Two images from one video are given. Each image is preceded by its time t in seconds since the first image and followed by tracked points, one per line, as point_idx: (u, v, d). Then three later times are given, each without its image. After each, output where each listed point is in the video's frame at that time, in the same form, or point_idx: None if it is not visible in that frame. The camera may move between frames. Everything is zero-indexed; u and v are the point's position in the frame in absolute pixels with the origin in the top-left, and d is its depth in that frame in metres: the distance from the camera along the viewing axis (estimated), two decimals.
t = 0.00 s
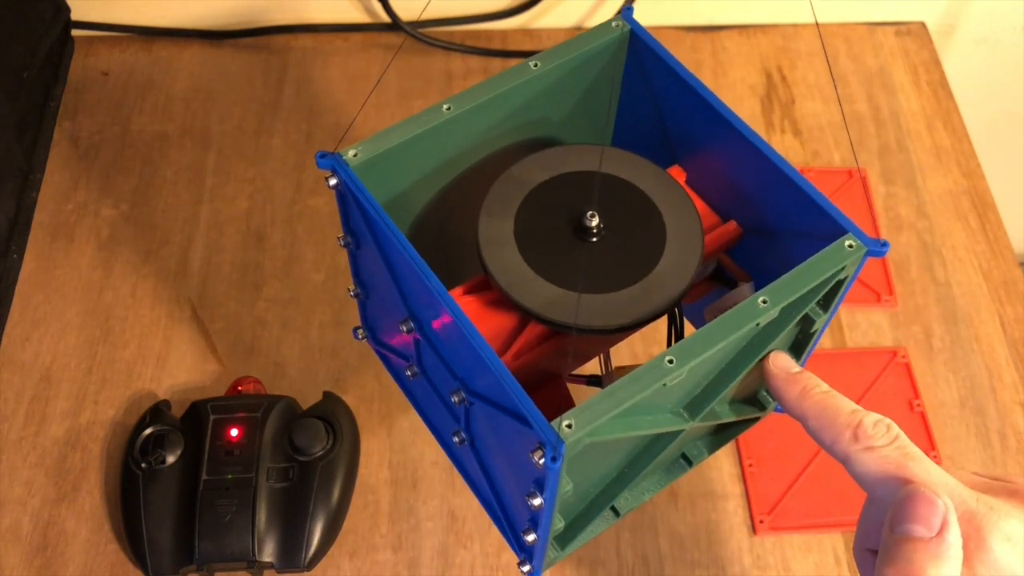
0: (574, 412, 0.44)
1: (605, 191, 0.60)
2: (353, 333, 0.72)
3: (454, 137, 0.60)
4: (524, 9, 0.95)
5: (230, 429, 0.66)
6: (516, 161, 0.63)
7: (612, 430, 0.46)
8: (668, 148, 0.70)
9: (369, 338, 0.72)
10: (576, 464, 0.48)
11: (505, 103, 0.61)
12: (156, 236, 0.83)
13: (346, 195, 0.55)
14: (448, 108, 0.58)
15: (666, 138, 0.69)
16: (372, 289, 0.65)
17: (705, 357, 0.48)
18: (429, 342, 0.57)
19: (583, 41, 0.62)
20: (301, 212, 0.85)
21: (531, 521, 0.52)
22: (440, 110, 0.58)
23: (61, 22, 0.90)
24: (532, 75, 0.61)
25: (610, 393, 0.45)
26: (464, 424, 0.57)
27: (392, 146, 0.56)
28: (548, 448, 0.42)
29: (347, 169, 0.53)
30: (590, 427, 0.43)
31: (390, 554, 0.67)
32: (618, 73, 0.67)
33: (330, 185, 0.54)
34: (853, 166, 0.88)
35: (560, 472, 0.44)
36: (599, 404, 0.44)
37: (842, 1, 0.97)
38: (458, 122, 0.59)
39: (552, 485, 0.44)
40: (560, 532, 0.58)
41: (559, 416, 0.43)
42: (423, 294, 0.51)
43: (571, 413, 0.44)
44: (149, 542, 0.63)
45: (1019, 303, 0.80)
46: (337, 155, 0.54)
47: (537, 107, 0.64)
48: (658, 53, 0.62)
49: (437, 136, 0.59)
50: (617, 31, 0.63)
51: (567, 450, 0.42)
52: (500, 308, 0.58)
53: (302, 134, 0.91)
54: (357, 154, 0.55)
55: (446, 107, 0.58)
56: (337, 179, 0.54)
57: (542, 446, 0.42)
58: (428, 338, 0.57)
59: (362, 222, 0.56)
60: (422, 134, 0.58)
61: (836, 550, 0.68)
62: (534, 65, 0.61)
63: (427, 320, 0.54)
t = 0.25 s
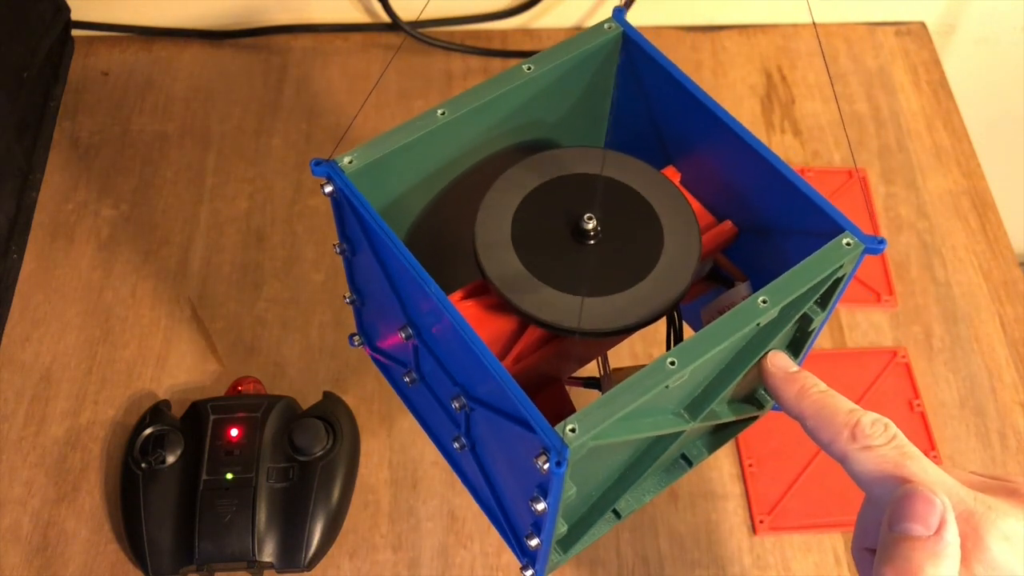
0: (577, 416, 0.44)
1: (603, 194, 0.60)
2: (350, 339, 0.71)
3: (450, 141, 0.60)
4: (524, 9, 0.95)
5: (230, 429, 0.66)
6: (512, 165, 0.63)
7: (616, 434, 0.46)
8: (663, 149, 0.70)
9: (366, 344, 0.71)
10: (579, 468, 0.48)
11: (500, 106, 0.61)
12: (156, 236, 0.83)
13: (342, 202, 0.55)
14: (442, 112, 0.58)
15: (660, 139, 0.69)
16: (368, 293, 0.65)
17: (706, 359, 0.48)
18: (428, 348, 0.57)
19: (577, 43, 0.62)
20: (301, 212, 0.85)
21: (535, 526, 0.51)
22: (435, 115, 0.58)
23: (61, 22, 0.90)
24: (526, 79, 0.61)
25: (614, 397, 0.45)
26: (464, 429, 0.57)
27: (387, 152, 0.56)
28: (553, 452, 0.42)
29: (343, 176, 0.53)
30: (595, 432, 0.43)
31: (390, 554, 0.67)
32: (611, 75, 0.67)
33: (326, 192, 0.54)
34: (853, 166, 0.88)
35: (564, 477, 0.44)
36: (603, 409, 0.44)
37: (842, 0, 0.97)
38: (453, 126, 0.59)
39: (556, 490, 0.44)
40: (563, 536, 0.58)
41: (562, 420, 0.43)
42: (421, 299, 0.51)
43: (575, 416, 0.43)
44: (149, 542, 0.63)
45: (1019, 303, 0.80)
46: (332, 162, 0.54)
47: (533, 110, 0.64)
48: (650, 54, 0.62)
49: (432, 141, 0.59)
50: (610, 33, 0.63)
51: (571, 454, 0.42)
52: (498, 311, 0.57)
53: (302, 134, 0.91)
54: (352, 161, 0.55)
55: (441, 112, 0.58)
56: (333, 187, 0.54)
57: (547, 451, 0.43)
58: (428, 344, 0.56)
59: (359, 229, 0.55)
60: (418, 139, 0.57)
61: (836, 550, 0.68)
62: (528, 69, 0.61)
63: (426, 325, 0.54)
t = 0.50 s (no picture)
0: (579, 419, 0.44)
1: (600, 196, 0.60)
2: (344, 346, 0.71)
3: (445, 144, 0.60)
4: (524, 9, 0.95)
5: (230, 429, 0.66)
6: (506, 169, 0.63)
7: (617, 436, 0.46)
8: (658, 150, 0.70)
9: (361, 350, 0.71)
10: (581, 471, 0.48)
11: (495, 108, 0.61)
12: (156, 236, 0.83)
13: (336, 208, 0.55)
14: (436, 116, 0.58)
15: (656, 141, 0.69)
16: (363, 297, 0.65)
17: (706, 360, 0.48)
18: (426, 353, 0.57)
19: (569, 44, 0.62)
20: (301, 212, 0.85)
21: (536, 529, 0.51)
22: (430, 119, 0.58)
23: (61, 22, 0.90)
24: (519, 81, 0.60)
25: (615, 399, 0.45)
26: (462, 433, 0.57)
27: (383, 156, 0.56)
28: (555, 456, 0.42)
29: (338, 182, 0.53)
30: (598, 433, 0.43)
31: (390, 554, 0.67)
32: (605, 76, 0.67)
33: (321, 199, 0.54)
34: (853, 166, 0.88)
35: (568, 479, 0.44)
36: (605, 410, 0.44)
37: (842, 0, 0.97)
38: (447, 129, 0.59)
39: (559, 493, 0.44)
40: (564, 540, 0.57)
41: (565, 424, 0.43)
42: (418, 304, 0.51)
43: (577, 420, 0.44)
44: (149, 542, 0.63)
45: (1019, 303, 0.80)
46: (326, 169, 0.54)
47: (528, 112, 0.64)
48: (644, 55, 0.62)
49: (428, 144, 0.59)
50: (602, 33, 0.63)
51: (574, 458, 0.42)
52: (498, 314, 0.57)
53: (302, 134, 0.91)
54: (347, 167, 0.55)
55: (435, 115, 0.58)
56: (328, 193, 0.54)
57: (550, 455, 0.42)
58: (426, 347, 0.56)
59: (354, 235, 0.55)
60: (413, 143, 0.57)
61: (836, 550, 0.68)
62: (521, 71, 0.61)
63: (424, 329, 0.54)
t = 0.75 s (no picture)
0: (576, 417, 0.44)
1: (598, 195, 0.60)
2: (342, 344, 0.71)
3: (443, 143, 0.60)
4: (524, 9, 0.95)
5: (230, 429, 0.66)
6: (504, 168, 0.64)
7: (614, 434, 0.46)
8: (657, 149, 0.70)
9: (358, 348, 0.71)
10: (578, 469, 0.48)
11: (493, 107, 0.61)
12: (156, 236, 0.83)
13: (334, 206, 0.55)
14: (434, 114, 0.58)
15: (654, 140, 0.69)
16: (361, 295, 0.65)
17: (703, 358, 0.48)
18: (424, 351, 0.57)
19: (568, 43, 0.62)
20: (301, 212, 0.85)
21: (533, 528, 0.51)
22: (427, 117, 0.58)
23: (61, 21, 0.90)
24: (518, 80, 0.60)
25: (613, 397, 0.45)
26: (460, 432, 0.57)
27: (380, 155, 0.56)
28: (552, 454, 0.42)
29: (335, 180, 0.53)
30: (595, 431, 0.43)
31: (390, 554, 0.67)
32: (603, 76, 0.67)
33: (319, 197, 0.54)
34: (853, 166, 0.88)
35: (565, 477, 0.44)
36: (602, 408, 0.44)
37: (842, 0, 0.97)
38: (445, 128, 0.59)
39: (556, 491, 0.44)
40: (562, 537, 0.58)
41: (562, 421, 0.43)
42: (415, 302, 0.51)
43: (574, 418, 0.43)
44: (149, 542, 0.63)
45: (1019, 303, 0.80)
46: (324, 167, 0.54)
47: (526, 111, 0.64)
48: (641, 53, 0.62)
49: (425, 143, 0.59)
50: (601, 32, 0.62)
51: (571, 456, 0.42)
52: (497, 313, 0.57)
53: (302, 134, 0.91)
54: (344, 165, 0.55)
55: (433, 114, 0.58)
56: (325, 191, 0.54)
57: (546, 452, 0.42)
58: (424, 346, 0.56)
59: (352, 232, 0.55)
60: (411, 142, 0.57)
61: (836, 550, 0.68)
62: (519, 70, 0.61)
63: (421, 327, 0.54)
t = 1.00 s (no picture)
0: (571, 417, 0.44)
1: (596, 195, 0.60)
2: (341, 342, 0.71)
3: (443, 142, 0.60)
4: (524, 9, 0.95)
5: (230, 429, 0.66)
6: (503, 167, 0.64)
7: (609, 434, 0.46)
8: (656, 150, 0.70)
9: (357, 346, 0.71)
10: (573, 468, 0.48)
11: (493, 107, 0.61)
12: (156, 236, 0.83)
13: (333, 204, 0.55)
14: (434, 113, 0.58)
15: (654, 140, 0.69)
16: (360, 294, 0.65)
17: (699, 359, 0.48)
18: (421, 349, 0.57)
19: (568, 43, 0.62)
20: (301, 212, 0.85)
21: (528, 527, 0.51)
22: (427, 116, 0.58)
23: (61, 22, 0.90)
24: (518, 79, 0.61)
25: (608, 397, 0.45)
26: (456, 430, 0.57)
27: (380, 153, 0.56)
28: (546, 454, 0.42)
29: (335, 178, 0.53)
30: (589, 431, 0.43)
31: (390, 554, 0.67)
32: (603, 77, 0.67)
33: (318, 194, 0.54)
34: (853, 166, 0.88)
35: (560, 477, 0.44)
36: (597, 408, 0.44)
37: None
38: (444, 127, 0.59)
39: (550, 490, 0.44)
40: (557, 537, 0.58)
41: (557, 421, 0.43)
42: (413, 300, 0.51)
43: (569, 418, 0.43)
44: (149, 542, 0.63)
45: (1019, 303, 0.80)
46: (323, 164, 0.54)
47: (525, 111, 0.64)
48: (642, 53, 0.62)
49: (425, 141, 0.59)
50: (602, 33, 0.63)
51: (565, 455, 0.42)
52: (494, 313, 0.57)
53: (302, 134, 0.91)
54: (344, 163, 0.55)
55: (432, 113, 0.58)
56: (325, 188, 0.54)
57: (540, 452, 0.42)
58: (420, 344, 0.56)
59: (351, 230, 0.55)
60: (410, 141, 0.57)
61: (836, 550, 0.68)
62: (519, 69, 0.61)
63: (419, 325, 0.54)
